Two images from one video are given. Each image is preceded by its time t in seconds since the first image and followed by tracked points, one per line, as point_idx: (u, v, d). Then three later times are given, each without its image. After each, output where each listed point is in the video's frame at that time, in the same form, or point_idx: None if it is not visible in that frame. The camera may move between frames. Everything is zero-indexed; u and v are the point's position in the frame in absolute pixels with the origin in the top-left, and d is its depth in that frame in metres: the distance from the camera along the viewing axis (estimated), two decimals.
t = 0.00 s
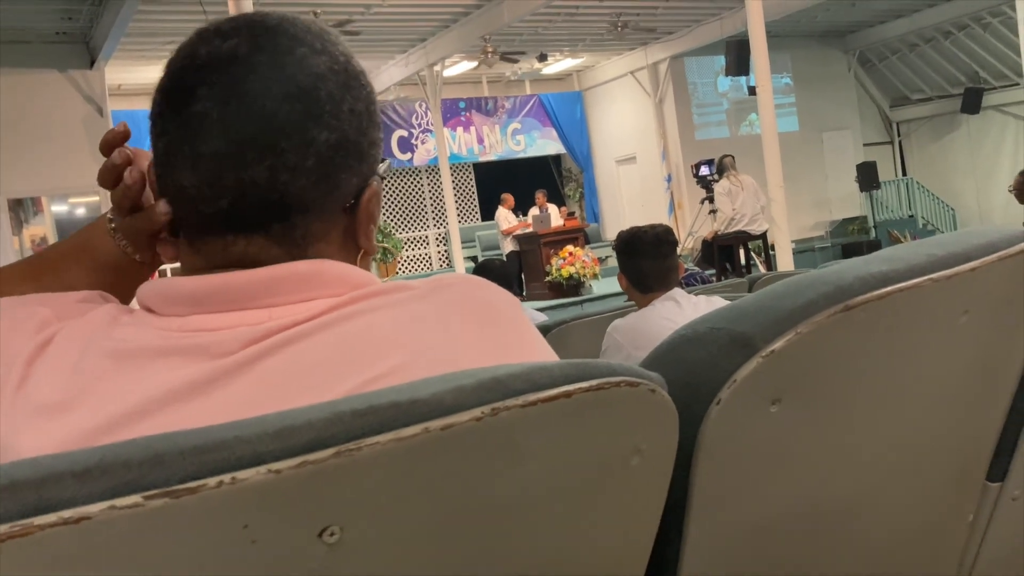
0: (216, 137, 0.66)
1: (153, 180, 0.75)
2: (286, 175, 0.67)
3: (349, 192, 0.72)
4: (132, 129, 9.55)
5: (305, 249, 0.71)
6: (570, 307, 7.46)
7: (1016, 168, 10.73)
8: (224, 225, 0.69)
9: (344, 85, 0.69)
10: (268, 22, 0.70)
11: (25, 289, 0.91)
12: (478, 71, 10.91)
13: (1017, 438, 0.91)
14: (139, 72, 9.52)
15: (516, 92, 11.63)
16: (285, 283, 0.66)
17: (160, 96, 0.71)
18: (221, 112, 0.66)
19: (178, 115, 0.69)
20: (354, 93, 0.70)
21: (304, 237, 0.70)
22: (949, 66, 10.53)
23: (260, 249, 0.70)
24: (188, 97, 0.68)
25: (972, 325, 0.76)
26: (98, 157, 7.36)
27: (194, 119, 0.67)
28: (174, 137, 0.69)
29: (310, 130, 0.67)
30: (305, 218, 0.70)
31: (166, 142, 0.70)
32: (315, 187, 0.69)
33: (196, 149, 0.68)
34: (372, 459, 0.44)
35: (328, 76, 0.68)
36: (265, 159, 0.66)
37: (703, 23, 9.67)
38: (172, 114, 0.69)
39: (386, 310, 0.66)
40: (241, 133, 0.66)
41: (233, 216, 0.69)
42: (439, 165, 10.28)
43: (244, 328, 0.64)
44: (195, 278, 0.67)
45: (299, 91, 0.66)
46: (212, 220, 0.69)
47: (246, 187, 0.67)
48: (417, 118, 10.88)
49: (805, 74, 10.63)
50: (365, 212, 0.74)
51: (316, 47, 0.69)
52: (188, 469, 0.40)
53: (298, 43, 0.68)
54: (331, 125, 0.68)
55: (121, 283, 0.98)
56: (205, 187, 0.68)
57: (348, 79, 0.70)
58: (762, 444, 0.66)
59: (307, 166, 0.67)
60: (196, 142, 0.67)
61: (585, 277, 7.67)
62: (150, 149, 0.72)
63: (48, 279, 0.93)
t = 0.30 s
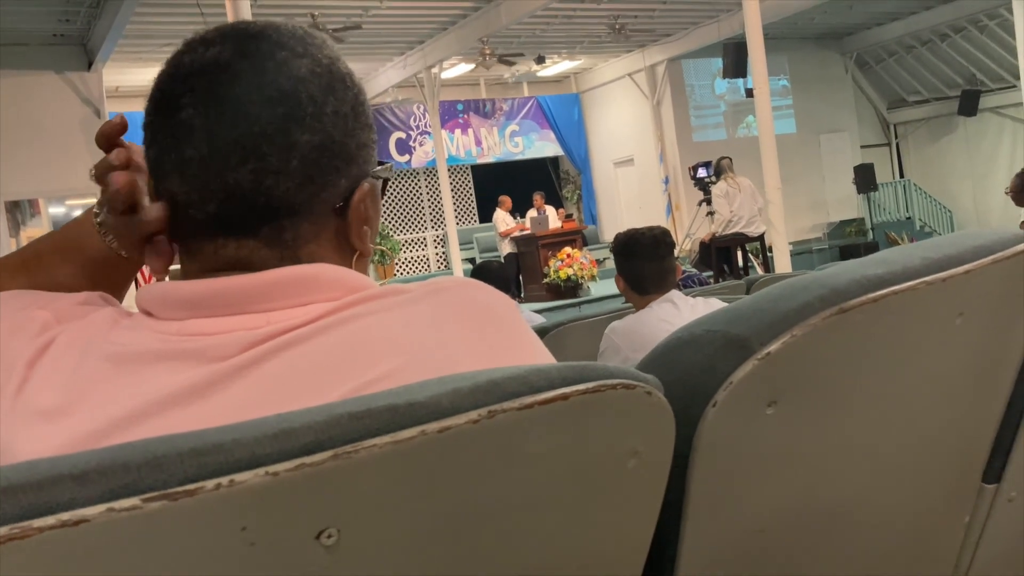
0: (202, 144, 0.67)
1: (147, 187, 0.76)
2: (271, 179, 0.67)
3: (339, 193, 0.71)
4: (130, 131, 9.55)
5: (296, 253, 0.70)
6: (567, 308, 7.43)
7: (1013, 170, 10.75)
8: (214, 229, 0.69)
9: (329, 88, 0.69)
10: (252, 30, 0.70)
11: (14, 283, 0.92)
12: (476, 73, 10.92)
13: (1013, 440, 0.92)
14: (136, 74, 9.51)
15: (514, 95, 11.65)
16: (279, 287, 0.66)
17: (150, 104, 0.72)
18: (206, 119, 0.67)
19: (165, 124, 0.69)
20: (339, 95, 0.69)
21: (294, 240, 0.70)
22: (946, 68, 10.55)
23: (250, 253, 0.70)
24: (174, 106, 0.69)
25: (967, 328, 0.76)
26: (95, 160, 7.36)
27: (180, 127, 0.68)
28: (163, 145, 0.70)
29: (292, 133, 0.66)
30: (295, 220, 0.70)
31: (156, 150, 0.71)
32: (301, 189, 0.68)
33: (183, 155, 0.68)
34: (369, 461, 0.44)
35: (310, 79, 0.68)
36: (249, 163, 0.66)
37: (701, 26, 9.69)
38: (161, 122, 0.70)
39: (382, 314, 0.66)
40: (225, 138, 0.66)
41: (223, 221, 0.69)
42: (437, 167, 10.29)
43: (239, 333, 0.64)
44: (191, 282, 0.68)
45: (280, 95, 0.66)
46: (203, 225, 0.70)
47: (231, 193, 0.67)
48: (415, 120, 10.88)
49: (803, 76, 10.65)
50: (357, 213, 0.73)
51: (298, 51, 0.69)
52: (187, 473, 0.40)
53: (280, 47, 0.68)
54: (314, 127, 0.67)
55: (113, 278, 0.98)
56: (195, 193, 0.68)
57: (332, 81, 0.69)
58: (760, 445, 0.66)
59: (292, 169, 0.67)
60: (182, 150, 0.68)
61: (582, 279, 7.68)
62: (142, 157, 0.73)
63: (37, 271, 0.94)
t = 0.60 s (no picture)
0: (162, 147, 0.67)
1: (132, 188, 0.77)
2: (230, 179, 0.66)
3: (310, 190, 0.69)
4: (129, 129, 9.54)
5: (274, 252, 0.69)
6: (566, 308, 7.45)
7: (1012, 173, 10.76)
8: (187, 231, 0.69)
9: (290, 81, 0.67)
10: (216, 26, 0.69)
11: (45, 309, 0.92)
12: (476, 72, 10.91)
13: (1013, 442, 0.91)
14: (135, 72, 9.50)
15: (513, 94, 11.65)
16: (272, 285, 0.66)
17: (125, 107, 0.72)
18: (165, 122, 0.67)
19: (132, 125, 0.70)
20: (303, 87, 0.67)
21: (270, 239, 0.69)
22: (945, 69, 10.56)
23: (230, 253, 0.69)
24: (139, 109, 0.69)
25: (966, 328, 0.76)
26: (96, 159, 7.36)
27: (144, 129, 0.68)
28: (132, 146, 0.70)
29: (248, 131, 0.65)
30: (266, 219, 0.68)
31: (130, 151, 0.71)
32: (266, 187, 0.67)
33: (149, 158, 0.68)
34: (367, 460, 0.43)
35: (270, 75, 0.66)
36: (206, 163, 0.66)
37: (700, 26, 9.70)
38: (129, 123, 0.70)
39: (382, 313, 0.65)
40: (182, 138, 0.66)
41: (192, 222, 0.69)
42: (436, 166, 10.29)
43: (234, 329, 0.63)
44: (187, 277, 0.67)
45: (235, 93, 0.65)
46: (176, 228, 0.70)
47: (195, 193, 0.67)
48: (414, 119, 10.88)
49: (802, 77, 10.67)
50: (335, 210, 0.71)
51: (261, 45, 0.67)
52: (184, 471, 0.40)
53: (242, 42, 0.67)
54: (272, 122, 0.66)
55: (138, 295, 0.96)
56: (163, 196, 0.69)
57: (295, 73, 0.67)
58: (760, 444, 0.66)
59: (252, 167, 0.66)
60: (146, 153, 0.68)
61: (581, 279, 7.69)
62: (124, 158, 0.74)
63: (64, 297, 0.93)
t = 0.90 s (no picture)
0: (124, 149, 0.73)
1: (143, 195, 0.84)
2: (181, 170, 0.70)
3: (266, 175, 0.71)
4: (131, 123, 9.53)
5: (240, 238, 0.72)
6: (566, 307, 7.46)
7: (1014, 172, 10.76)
8: (163, 225, 0.74)
9: (228, 68, 0.69)
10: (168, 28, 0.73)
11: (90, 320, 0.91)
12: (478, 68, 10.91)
13: (1013, 441, 0.91)
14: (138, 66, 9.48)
15: (515, 90, 11.64)
16: (269, 274, 0.66)
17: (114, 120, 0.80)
18: (123, 124, 0.72)
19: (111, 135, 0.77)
20: (241, 73, 0.69)
21: (234, 224, 0.72)
22: (947, 67, 10.55)
23: (204, 243, 0.73)
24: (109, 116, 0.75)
25: (969, 326, 0.76)
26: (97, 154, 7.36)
27: (113, 134, 0.74)
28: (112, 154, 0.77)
29: (187, 123, 0.69)
30: (225, 204, 0.71)
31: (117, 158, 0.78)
32: (215, 175, 0.70)
33: (119, 162, 0.74)
34: (369, 453, 0.43)
35: (206, 65, 0.69)
36: (158, 160, 0.71)
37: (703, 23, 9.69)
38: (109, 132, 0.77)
39: (384, 306, 0.65)
40: (136, 137, 0.71)
41: (163, 215, 0.73)
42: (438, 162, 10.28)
43: (233, 315, 0.64)
44: (189, 264, 0.68)
45: (174, 87, 0.69)
46: (157, 224, 0.75)
47: (156, 187, 0.72)
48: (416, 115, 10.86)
49: (804, 75, 10.68)
50: (294, 194, 0.73)
51: (199, 39, 0.70)
52: (190, 460, 0.40)
53: (181, 37, 0.70)
54: (209, 111, 0.69)
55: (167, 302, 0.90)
56: (137, 195, 0.74)
57: (231, 60, 0.69)
58: (761, 439, 0.66)
59: (197, 156, 0.69)
60: (117, 157, 0.74)
61: (582, 276, 7.69)
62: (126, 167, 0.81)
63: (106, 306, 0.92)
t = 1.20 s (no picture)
0: (133, 135, 0.73)
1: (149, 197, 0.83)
2: (189, 151, 0.70)
3: (274, 156, 0.71)
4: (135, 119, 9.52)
5: (246, 224, 0.71)
6: (569, 300, 7.38)
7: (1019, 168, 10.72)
8: (171, 214, 0.74)
9: (236, 53, 0.70)
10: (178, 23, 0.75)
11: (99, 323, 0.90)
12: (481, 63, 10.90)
13: (1016, 439, 0.91)
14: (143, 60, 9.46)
15: (519, 86, 11.61)
16: (275, 266, 0.67)
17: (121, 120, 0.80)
18: (133, 109, 0.72)
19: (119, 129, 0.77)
20: (247, 57, 0.70)
21: (242, 209, 0.71)
22: (953, 63, 10.51)
23: (213, 230, 0.72)
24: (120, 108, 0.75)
25: (971, 325, 0.76)
26: (101, 150, 7.29)
27: (121, 122, 0.74)
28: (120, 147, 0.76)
29: (198, 103, 0.69)
30: (232, 188, 0.71)
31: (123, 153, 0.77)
32: (224, 154, 0.70)
33: (129, 149, 0.74)
34: (369, 452, 0.44)
35: (214, 49, 0.70)
36: (168, 141, 0.70)
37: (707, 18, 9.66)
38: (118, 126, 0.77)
39: (389, 301, 0.65)
40: (145, 119, 0.71)
41: (171, 200, 0.73)
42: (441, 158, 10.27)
43: (238, 309, 0.64)
44: (198, 258, 0.68)
45: (184, 69, 0.69)
46: (165, 215, 0.75)
47: (165, 171, 0.71)
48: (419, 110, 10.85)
49: (808, 70, 10.65)
50: (300, 176, 0.72)
51: (208, 26, 0.71)
52: (191, 458, 0.40)
53: (190, 26, 0.71)
54: (219, 92, 0.69)
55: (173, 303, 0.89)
56: (146, 184, 0.74)
57: (239, 45, 0.70)
58: (762, 439, 0.66)
59: (207, 135, 0.69)
60: (126, 146, 0.74)
61: (585, 272, 7.68)
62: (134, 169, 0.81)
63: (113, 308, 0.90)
